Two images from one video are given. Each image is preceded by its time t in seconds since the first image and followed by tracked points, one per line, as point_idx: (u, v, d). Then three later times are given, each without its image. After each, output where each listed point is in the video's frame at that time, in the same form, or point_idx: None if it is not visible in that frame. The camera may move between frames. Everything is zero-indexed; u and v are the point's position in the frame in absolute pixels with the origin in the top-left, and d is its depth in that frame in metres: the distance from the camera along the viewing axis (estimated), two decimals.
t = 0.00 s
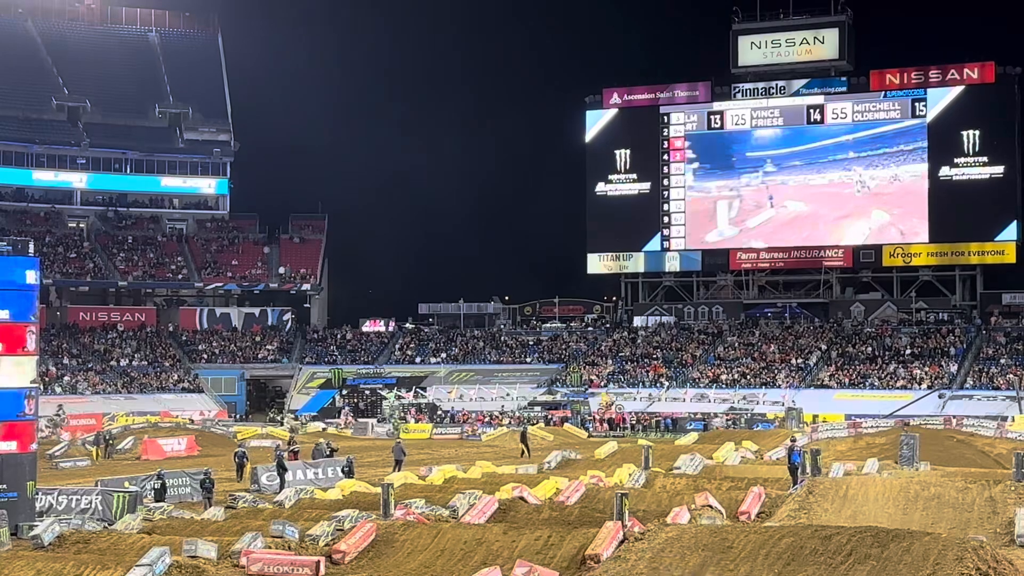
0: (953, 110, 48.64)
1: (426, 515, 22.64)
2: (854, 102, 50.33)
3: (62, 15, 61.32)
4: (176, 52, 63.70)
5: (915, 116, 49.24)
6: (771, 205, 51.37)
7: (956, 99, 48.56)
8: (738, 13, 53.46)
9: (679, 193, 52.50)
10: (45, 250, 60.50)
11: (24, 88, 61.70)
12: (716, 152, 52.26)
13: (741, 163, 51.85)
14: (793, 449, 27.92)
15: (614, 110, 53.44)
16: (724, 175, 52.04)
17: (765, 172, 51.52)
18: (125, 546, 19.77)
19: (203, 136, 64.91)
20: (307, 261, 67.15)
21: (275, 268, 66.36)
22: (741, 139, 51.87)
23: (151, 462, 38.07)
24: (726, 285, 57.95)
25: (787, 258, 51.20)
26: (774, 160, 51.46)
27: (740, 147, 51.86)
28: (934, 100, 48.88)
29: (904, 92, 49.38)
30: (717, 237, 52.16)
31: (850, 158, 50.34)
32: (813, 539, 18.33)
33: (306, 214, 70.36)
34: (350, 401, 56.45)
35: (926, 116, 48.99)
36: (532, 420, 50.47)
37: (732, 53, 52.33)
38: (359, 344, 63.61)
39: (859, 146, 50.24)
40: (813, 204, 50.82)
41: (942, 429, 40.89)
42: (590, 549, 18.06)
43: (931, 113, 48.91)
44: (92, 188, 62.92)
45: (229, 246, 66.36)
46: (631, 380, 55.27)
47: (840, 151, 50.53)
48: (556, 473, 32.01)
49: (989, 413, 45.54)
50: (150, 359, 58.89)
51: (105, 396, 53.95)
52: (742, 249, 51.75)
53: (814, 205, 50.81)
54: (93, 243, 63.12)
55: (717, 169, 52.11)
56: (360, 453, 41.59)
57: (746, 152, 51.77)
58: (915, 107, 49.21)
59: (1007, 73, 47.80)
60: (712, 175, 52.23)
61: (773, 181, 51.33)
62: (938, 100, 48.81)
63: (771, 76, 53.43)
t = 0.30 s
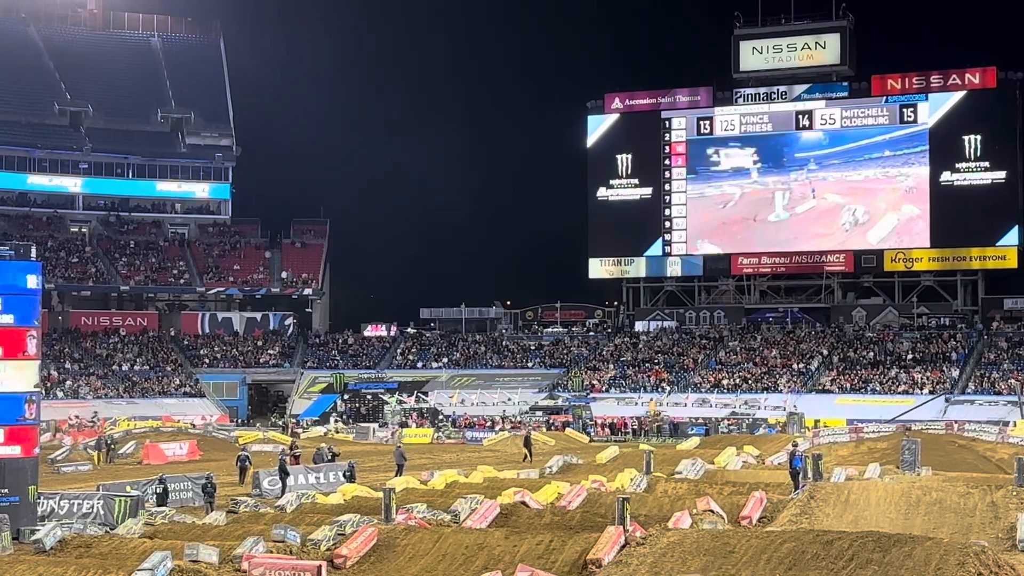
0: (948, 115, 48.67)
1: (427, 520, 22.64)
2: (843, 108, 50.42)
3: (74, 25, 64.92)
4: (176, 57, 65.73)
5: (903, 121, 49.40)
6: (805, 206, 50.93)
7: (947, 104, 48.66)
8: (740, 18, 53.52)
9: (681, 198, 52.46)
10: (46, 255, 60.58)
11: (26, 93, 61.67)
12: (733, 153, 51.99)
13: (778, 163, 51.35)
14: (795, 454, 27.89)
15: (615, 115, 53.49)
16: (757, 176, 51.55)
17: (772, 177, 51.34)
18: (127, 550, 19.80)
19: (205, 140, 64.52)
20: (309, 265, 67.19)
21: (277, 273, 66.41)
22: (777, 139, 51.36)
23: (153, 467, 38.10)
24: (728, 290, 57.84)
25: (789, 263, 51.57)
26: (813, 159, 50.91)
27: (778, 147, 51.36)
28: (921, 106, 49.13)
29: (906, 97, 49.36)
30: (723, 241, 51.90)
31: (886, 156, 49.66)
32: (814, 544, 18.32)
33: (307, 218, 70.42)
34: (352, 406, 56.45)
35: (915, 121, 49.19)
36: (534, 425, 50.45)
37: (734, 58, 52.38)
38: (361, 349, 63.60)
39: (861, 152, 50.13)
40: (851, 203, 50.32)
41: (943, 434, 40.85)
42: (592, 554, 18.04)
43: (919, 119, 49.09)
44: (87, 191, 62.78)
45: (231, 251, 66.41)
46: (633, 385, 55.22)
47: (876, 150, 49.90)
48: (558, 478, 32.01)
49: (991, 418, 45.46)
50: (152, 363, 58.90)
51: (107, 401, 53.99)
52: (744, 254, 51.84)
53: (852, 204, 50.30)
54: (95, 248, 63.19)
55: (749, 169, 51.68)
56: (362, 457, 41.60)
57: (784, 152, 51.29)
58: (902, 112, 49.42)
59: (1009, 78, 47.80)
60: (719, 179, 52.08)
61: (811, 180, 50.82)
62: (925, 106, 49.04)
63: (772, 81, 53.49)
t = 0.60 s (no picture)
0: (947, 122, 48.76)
1: (433, 525, 22.63)
2: (835, 114, 50.68)
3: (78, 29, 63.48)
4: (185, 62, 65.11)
5: (894, 127, 49.73)
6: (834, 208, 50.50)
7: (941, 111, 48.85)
8: (745, 23, 53.52)
9: (685, 203, 52.45)
10: (52, 259, 60.69)
11: (34, 97, 61.80)
12: (747, 158, 51.85)
13: (808, 165, 51.00)
14: (801, 459, 27.78)
15: (621, 120, 53.56)
16: (783, 178, 51.29)
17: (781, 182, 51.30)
18: (133, 555, 19.81)
19: (211, 145, 65.09)
20: (314, 269, 67.23)
21: (282, 277, 66.48)
22: (809, 139, 51.02)
23: (158, 471, 38.10)
24: (733, 295, 58.15)
25: (794, 267, 51.00)
26: (845, 160, 50.46)
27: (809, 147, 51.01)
28: (913, 112, 49.41)
29: (913, 102, 49.39)
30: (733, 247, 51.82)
31: (918, 157, 49.22)
32: (820, 549, 18.27)
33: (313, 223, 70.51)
34: (357, 411, 56.46)
35: (907, 127, 49.46)
36: (539, 429, 50.40)
37: (739, 63, 52.40)
38: (366, 354, 63.61)
39: (867, 157, 50.20)
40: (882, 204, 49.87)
41: (949, 439, 40.72)
42: (597, 559, 18.03)
43: (912, 125, 49.39)
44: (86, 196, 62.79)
45: (237, 256, 66.52)
46: (638, 390, 55.15)
47: (908, 151, 49.47)
48: (563, 483, 31.99)
49: (997, 424, 45.31)
50: (158, 368, 58.95)
51: (112, 406, 54.07)
52: (749, 258, 51.53)
53: (883, 206, 49.82)
54: (101, 253, 63.30)
55: (776, 171, 51.40)
56: (367, 462, 41.61)
57: (816, 153, 50.93)
58: (895, 118, 49.73)
59: (1015, 83, 47.73)
60: (729, 183, 52.00)
61: (842, 180, 50.43)
62: (917, 112, 49.32)
63: (777, 86, 53.49)
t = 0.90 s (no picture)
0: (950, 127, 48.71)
1: (441, 529, 22.58)
2: (831, 119, 50.80)
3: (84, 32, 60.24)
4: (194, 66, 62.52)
5: (889, 132, 49.84)
6: (868, 208, 50.02)
7: (937, 117, 49.01)
8: (753, 27, 53.43)
9: (693, 206, 52.48)
10: (61, 263, 60.84)
11: (41, 101, 61.76)
12: (766, 160, 51.72)
13: (843, 164, 50.54)
14: (810, 463, 27.62)
15: (628, 124, 53.44)
16: (815, 177, 50.95)
17: (796, 185, 51.19)
18: (141, 559, 19.80)
19: (219, 149, 65.78)
20: (322, 274, 67.32)
21: (290, 282, 66.57)
22: (845, 139, 50.58)
23: (165, 475, 38.13)
24: (741, 298, 57.75)
25: (802, 271, 50.89)
26: (882, 159, 49.96)
27: (844, 147, 50.59)
28: (908, 117, 49.54)
29: (921, 107, 49.23)
30: (749, 250, 51.63)
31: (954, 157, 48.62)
32: (828, 554, 18.17)
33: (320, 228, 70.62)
34: (365, 414, 56.43)
35: (902, 132, 49.58)
36: (546, 433, 50.33)
37: (747, 67, 52.32)
38: (374, 358, 63.59)
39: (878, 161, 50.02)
40: (916, 205, 49.17)
41: (958, 443, 40.55)
42: (606, 563, 17.96)
43: (907, 130, 49.51)
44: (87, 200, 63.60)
45: (245, 260, 66.65)
46: (646, 394, 55.02)
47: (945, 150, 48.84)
48: (570, 487, 31.93)
49: (1006, 428, 45.11)
50: (166, 371, 59.03)
51: (121, 409, 54.18)
52: (757, 263, 51.43)
53: (918, 206, 49.15)
54: (109, 257, 63.48)
55: (808, 171, 51.06)
56: (375, 467, 41.57)
57: (851, 152, 50.46)
58: (890, 123, 49.83)
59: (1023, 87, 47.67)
60: (743, 186, 51.89)
61: (877, 180, 49.95)
62: (912, 118, 49.46)
63: (785, 90, 53.41)
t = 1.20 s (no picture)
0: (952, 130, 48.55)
1: (445, 532, 22.56)
2: (822, 123, 50.76)
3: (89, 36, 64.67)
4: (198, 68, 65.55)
5: (881, 137, 49.79)
6: (877, 213, 49.85)
7: (927, 120, 48.92)
8: (758, 30, 53.34)
9: (698, 209, 52.16)
10: (66, 266, 60.87)
11: (46, 103, 61.85)
12: (776, 163, 51.41)
13: (854, 168, 50.25)
14: (814, 466, 27.50)
15: (632, 128, 53.56)
16: (825, 181, 50.69)
17: (803, 188, 50.98)
18: (146, 562, 19.79)
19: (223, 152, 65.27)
20: (327, 277, 67.36)
21: (294, 285, 66.60)
22: (859, 143, 50.15)
23: (170, 478, 38.14)
24: (746, 302, 57.61)
25: (807, 275, 50.85)
26: (894, 163, 49.62)
27: (856, 150, 50.24)
28: (900, 121, 49.50)
29: (926, 110, 48.93)
30: (756, 253, 51.47)
31: (966, 162, 48.48)
32: (833, 557, 18.11)
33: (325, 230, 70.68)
34: (370, 417, 56.40)
35: (895, 136, 49.56)
36: (550, 436, 50.27)
37: (752, 70, 52.22)
38: (379, 360, 63.54)
39: (883, 165, 49.77)
40: (926, 211, 49.00)
41: (963, 447, 40.41)
42: (610, 566, 17.96)
43: (898, 134, 49.50)
44: (86, 203, 62.58)
45: (249, 263, 66.71)
46: (650, 397, 54.93)
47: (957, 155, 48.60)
48: (576, 490, 31.89)
49: (1012, 432, 44.95)
50: (171, 374, 59.07)
51: (125, 412, 54.19)
52: (762, 265, 51.40)
53: (927, 212, 48.98)
54: (114, 259, 63.54)
55: (818, 174, 50.81)
56: (379, 470, 41.56)
57: (863, 156, 50.11)
58: (881, 128, 49.77)
59: None
60: (749, 190, 51.68)
61: (887, 184, 49.67)
62: (904, 122, 49.41)
63: (790, 93, 53.34)
